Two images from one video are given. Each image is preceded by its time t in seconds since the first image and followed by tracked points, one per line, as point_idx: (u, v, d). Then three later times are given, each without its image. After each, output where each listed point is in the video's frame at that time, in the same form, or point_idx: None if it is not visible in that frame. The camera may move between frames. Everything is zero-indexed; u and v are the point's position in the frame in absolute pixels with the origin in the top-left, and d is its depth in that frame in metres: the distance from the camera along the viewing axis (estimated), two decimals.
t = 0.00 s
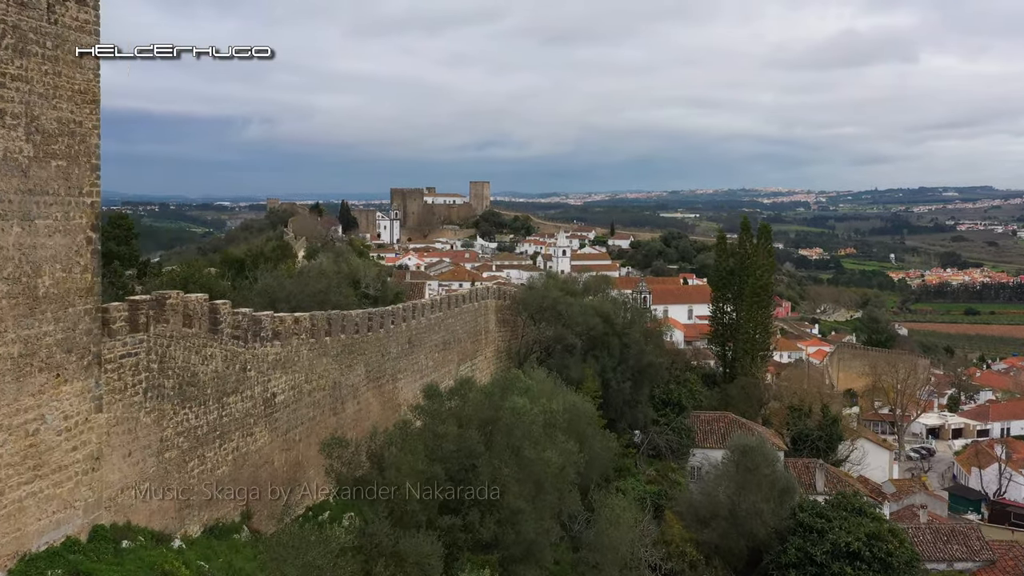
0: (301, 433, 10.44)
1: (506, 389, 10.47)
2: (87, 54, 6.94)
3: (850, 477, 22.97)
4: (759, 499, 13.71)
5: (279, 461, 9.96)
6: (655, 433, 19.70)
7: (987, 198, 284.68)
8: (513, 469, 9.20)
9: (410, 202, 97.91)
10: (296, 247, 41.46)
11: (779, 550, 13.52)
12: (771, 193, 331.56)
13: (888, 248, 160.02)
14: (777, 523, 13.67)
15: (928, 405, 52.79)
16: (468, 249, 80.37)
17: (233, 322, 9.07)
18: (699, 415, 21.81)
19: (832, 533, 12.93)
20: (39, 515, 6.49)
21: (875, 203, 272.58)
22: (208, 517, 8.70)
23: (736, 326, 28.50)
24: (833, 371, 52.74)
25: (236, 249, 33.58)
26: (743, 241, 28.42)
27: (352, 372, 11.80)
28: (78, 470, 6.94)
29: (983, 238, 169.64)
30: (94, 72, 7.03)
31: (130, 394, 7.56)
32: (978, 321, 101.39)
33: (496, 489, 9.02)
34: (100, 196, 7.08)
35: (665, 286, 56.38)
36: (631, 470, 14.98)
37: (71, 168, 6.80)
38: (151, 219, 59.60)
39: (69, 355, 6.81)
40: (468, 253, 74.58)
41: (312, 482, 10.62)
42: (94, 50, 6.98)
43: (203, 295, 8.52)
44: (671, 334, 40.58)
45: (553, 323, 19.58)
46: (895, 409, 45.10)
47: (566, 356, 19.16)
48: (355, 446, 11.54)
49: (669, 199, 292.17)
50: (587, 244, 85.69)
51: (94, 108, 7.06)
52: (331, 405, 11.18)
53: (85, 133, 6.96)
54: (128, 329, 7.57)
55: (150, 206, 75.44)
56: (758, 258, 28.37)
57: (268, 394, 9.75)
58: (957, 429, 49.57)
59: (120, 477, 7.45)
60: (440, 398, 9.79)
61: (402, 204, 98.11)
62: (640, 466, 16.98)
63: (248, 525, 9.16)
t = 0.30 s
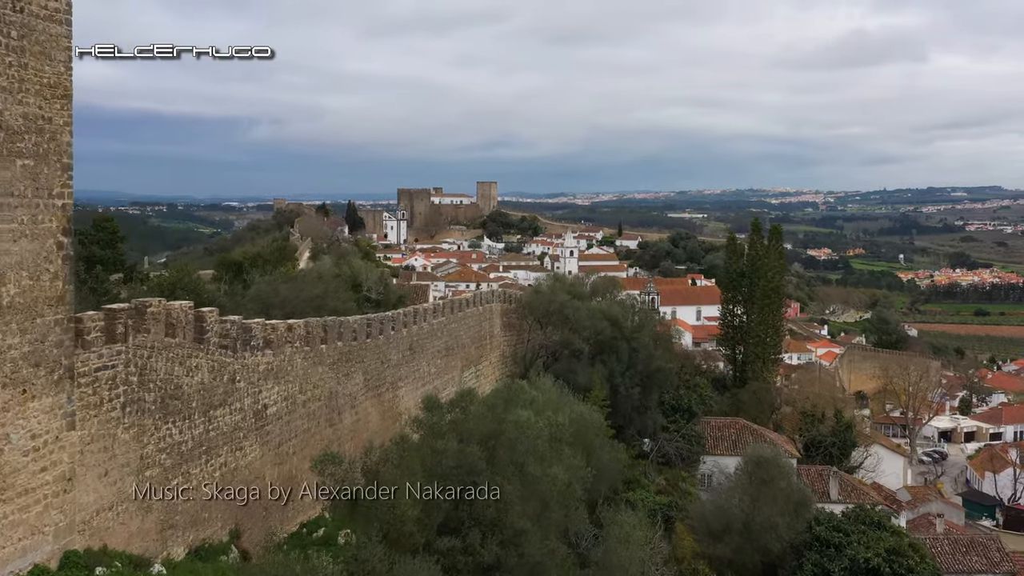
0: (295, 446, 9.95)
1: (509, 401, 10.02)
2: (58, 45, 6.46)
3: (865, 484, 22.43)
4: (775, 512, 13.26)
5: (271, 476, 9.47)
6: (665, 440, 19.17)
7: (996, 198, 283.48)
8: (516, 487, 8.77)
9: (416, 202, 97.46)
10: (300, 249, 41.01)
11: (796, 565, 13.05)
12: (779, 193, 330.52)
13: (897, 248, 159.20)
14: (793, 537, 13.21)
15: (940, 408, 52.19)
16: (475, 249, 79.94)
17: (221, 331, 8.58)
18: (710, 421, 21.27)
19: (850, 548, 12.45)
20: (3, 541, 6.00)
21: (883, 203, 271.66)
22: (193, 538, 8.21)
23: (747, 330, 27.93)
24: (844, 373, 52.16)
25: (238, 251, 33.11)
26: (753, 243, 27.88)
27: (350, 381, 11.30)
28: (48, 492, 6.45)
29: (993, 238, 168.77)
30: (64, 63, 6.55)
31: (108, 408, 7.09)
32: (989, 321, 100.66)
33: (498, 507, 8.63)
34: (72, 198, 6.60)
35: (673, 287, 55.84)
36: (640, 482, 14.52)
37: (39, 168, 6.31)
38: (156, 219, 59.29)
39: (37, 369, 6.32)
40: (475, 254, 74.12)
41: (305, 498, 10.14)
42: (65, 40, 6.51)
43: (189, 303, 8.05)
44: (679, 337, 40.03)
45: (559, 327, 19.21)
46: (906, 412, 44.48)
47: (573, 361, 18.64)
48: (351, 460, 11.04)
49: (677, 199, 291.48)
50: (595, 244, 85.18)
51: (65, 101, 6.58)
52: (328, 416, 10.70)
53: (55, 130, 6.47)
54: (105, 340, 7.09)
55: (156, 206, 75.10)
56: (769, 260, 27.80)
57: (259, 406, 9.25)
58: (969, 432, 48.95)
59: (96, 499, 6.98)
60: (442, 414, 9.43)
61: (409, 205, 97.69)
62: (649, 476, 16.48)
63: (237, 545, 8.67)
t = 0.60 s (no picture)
0: (288, 460, 9.47)
1: (512, 415, 9.59)
2: (23, 34, 5.97)
3: (880, 492, 21.93)
4: (789, 526, 12.86)
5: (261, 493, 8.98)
6: (674, 447, 18.67)
7: (1005, 198, 282.29)
8: (518, 507, 8.40)
9: (423, 203, 97.03)
10: (306, 250, 40.58)
11: None
12: (788, 193, 329.56)
13: (906, 249, 158.41)
14: (808, 553, 12.78)
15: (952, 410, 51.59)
16: (482, 250, 79.52)
17: (206, 340, 8.10)
18: (720, 427, 20.76)
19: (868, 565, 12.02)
20: None
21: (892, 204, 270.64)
22: (176, 561, 7.72)
23: (757, 333, 27.38)
24: (854, 375, 51.60)
25: (241, 252, 32.66)
26: (763, 244, 27.32)
27: (347, 392, 10.82)
28: (12, 517, 5.95)
29: (1003, 238, 167.86)
30: (31, 52, 6.05)
31: (80, 425, 6.59)
32: (1000, 322, 99.91)
33: (499, 528, 8.25)
34: (38, 200, 6.10)
35: (681, 288, 55.30)
36: (649, 494, 14.11)
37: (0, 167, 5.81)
38: (161, 219, 58.91)
39: None
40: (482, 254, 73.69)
41: (297, 516, 9.64)
42: (30, 27, 6.01)
43: (171, 311, 7.56)
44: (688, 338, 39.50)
45: (566, 332, 18.77)
46: (918, 415, 43.89)
47: (580, 367, 18.14)
48: (346, 474, 10.55)
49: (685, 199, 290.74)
50: (602, 245, 84.70)
51: (32, 94, 6.08)
52: (323, 427, 10.23)
53: (19, 125, 5.97)
54: (76, 352, 6.59)
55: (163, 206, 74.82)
56: (780, 261, 27.23)
57: (248, 419, 8.76)
58: (982, 435, 48.34)
59: (65, 523, 6.49)
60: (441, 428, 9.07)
61: (416, 206, 97.24)
62: (658, 486, 15.99)
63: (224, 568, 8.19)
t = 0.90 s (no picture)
0: (279, 477, 8.98)
1: (514, 432, 9.18)
2: None
3: (895, 501, 21.39)
4: (807, 543, 12.45)
5: (250, 512, 8.49)
6: (684, 455, 18.19)
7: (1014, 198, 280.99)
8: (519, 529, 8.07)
9: (430, 204, 96.53)
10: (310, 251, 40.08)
11: None
12: (795, 193, 328.49)
13: (915, 249, 157.50)
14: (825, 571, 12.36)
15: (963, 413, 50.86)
16: (489, 251, 79.03)
17: (189, 351, 7.61)
18: (731, 434, 20.23)
19: None
20: None
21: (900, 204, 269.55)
22: None
23: (769, 336, 26.80)
24: (864, 377, 50.99)
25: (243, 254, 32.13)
26: (775, 246, 26.79)
27: (343, 402, 10.32)
28: None
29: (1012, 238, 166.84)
30: None
31: (46, 445, 6.10)
32: (1010, 322, 99.08)
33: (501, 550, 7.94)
34: None
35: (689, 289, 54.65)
36: (661, 507, 13.65)
37: None
38: (167, 219, 58.49)
39: None
40: (488, 255, 73.18)
41: (288, 535, 9.14)
42: None
43: (150, 320, 7.07)
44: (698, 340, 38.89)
45: (573, 336, 18.31)
46: (930, 417, 43.24)
47: (587, 372, 17.65)
48: (342, 488, 10.05)
49: (693, 200, 289.80)
50: (610, 245, 84.16)
51: None
52: (318, 439, 9.77)
53: None
54: (42, 367, 6.08)
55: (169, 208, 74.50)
56: (792, 263, 26.68)
57: (236, 434, 8.27)
58: (994, 438, 47.66)
59: (30, 551, 5.99)
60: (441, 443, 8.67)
61: (422, 206, 96.78)
62: (668, 496, 15.50)
63: None
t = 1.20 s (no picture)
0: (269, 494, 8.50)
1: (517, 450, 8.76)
2: None
3: (913, 509, 20.83)
4: (825, 560, 12.07)
5: (238, 533, 8.01)
6: (695, 463, 17.68)
7: None
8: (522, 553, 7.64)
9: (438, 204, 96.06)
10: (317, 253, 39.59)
11: None
12: (804, 192, 326.37)
13: (925, 249, 156.59)
14: None
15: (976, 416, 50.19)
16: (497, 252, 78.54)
17: (170, 363, 7.13)
18: (744, 441, 19.70)
19: None
20: None
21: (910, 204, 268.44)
22: None
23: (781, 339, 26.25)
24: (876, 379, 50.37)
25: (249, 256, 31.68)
26: (788, 247, 26.27)
27: (339, 414, 9.83)
28: None
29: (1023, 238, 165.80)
30: None
31: (9, 470, 5.61)
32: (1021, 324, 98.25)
33: None
34: None
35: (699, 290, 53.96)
36: (674, 520, 13.15)
37: None
38: (175, 219, 58.12)
39: None
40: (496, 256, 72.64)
41: (279, 553, 8.66)
42: None
43: (126, 331, 6.59)
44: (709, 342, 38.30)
45: (581, 342, 17.83)
46: (944, 420, 42.56)
47: (596, 379, 17.18)
48: (337, 505, 9.58)
49: (702, 200, 288.96)
50: (618, 246, 83.61)
51: None
52: (313, 453, 9.29)
53: None
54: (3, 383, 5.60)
55: (177, 208, 74.14)
56: (805, 264, 26.14)
57: (222, 450, 7.79)
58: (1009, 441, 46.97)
59: None
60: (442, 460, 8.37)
61: (430, 207, 96.28)
62: (679, 507, 15.01)
63: None
